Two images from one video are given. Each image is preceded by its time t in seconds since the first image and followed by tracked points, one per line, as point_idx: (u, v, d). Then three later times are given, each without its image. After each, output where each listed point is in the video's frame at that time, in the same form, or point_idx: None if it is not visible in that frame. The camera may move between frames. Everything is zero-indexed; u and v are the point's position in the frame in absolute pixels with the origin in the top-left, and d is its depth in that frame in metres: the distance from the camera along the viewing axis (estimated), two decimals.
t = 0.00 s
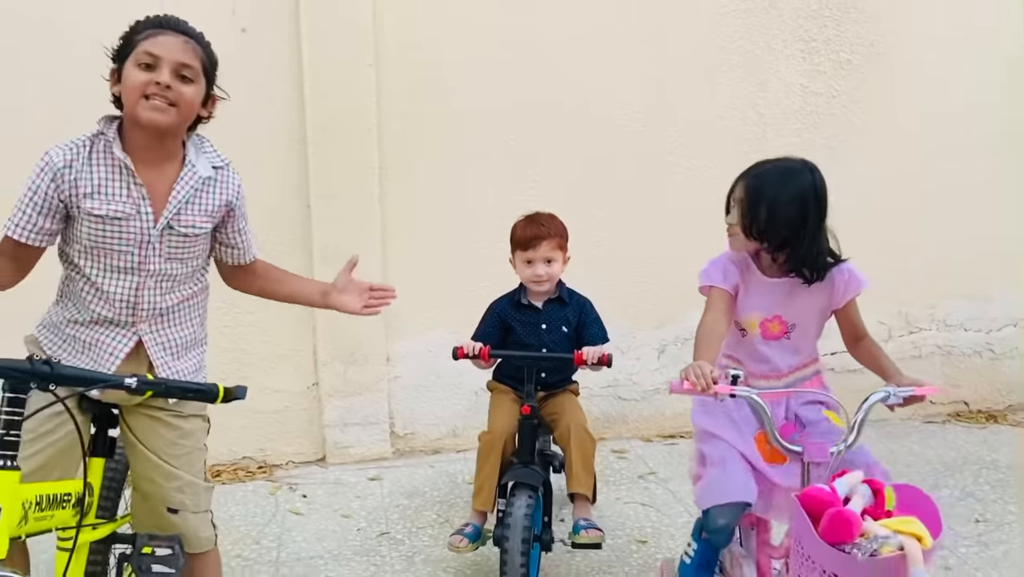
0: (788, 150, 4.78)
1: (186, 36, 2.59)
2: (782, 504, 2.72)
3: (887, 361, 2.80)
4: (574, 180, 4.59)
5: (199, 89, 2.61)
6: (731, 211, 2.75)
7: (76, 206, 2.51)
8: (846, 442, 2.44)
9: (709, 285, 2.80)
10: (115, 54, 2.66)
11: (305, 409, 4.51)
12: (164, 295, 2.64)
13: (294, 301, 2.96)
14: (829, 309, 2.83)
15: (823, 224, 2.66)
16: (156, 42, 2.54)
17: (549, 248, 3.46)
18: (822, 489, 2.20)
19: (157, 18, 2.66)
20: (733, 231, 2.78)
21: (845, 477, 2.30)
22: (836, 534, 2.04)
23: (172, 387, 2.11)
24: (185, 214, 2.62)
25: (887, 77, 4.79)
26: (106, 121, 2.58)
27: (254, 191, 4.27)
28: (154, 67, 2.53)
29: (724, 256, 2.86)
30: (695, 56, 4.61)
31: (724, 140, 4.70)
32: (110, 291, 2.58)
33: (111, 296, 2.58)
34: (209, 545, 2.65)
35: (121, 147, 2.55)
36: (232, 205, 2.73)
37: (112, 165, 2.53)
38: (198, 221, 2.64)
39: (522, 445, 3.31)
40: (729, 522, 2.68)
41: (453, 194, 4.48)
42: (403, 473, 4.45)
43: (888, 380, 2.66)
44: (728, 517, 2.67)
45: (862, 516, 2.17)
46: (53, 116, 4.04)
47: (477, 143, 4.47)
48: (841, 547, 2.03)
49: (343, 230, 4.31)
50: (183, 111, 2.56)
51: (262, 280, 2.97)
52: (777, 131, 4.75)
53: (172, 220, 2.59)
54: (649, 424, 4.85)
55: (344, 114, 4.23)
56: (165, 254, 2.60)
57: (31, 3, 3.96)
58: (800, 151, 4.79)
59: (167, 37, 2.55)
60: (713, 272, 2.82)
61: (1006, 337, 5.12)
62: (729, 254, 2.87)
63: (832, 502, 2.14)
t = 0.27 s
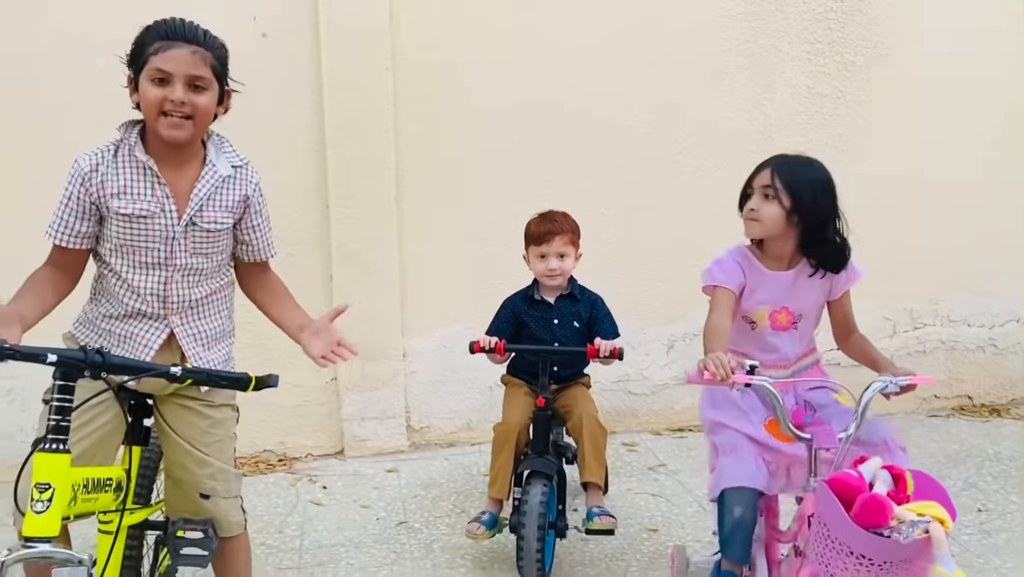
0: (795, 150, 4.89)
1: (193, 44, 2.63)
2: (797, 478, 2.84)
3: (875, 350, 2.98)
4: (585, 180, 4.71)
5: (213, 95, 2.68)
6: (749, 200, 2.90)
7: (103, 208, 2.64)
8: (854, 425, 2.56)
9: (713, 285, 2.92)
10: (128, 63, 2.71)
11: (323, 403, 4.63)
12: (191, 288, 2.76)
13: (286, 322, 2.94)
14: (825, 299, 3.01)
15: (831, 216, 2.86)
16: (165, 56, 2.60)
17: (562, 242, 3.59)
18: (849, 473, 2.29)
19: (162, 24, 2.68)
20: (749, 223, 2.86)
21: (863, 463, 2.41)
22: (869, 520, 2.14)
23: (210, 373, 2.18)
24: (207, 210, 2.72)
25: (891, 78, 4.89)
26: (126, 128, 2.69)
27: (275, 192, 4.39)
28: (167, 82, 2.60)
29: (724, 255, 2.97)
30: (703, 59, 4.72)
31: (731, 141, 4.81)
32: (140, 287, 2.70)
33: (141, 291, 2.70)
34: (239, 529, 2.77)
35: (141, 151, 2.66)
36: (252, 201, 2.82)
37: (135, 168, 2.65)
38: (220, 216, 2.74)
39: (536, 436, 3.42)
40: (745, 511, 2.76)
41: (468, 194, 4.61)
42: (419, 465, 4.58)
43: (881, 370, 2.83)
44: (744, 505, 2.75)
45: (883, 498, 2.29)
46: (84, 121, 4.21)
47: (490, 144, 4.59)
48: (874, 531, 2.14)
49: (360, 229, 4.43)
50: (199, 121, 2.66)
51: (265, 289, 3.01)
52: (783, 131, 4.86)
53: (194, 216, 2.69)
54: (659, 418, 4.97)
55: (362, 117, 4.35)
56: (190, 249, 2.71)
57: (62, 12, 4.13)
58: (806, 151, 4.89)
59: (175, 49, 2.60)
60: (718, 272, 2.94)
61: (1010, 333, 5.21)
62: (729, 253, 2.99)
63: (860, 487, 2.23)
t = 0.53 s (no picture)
0: (801, 150, 5.00)
1: (216, 49, 2.74)
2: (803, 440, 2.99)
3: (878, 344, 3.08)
4: (595, 180, 4.83)
5: (235, 97, 2.78)
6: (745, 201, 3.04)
7: (134, 209, 2.76)
8: (859, 413, 2.68)
9: (723, 281, 3.06)
10: (155, 71, 2.83)
11: (340, 398, 4.75)
12: (218, 285, 2.86)
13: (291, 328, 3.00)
14: (835, 293, 3.11)
15: (824, 209, 2.96)
16: (189, 60, 2.70)
17: (574, 239, 3.70)
18: (859, 459, 2.40)
19: (185, 32, 2.80)
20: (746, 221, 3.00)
21: (871, 450, 2.51)
22: (881, 503, 2.28)
23: (248, 365, 2.28)
24: (230, 210, 2.81)
25: (895, 80, 5.00)
26: (155, 133, 2.83)
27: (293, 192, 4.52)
28: (191, 86, 2.70)
29: (734, 254, 3.12)
30: (710, 61, 4.83)
31: (738, 142, 4.93)
32: (171, 283, 2.82)
33: (171, 287, 2.82)
34: (268, 515, 2.88)
35: (168, 154, 2.78)
36: (274, 201, 2.90)
37: (163, 170, 2.77)
38: (243, 216, 2.83)
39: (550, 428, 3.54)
40: (754, 447, 2.93)
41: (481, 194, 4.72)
42: (434, 458, 4.70)
43: (883, 362, 2.93)
44: (754, 438, 2.93)
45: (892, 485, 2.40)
46: (110, 122, 4.36)
47: (503, 146, 4.71)
48: (886, 514, 2.27)
49: (377, 228, 4.56)
50: (222, 123, 2.75)
51: (282, 289, 3.05)
52: (789, 132, 4.97)
53: (218, 216, 2.79)
54: (667, 412, 5.08)
55: (378, 119, 4.47)
56: (216, 247, 2.82)
57: (91, 17, 4.27)
58: (811, 151, 5.00)
59: (198, 54, 2.71)
60: (728, 269, 3.08)
61: (1011, 330, 5.32)
62: (738, 252, 3.13)
63: (872, 473, 2.35)
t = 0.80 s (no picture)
0: (804, 149, 5.08)
1: (242, 51, 2.85)
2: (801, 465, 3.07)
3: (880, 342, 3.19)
4: (602, 178, 4.92)
5: (260, 97, 2.88)
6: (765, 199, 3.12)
7: (160, 208, 2.86)
8: (859, 406, 2.76)
9: (736, 274, 3.15)
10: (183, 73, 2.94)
11: (352, 391, 4.85)
12: (239, 282, 2.96)
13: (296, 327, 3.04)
14: (841, 289, 3.23)
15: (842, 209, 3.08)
16: (217, 61, 2.81)
17: (581, 236, 3.78)
18: (857, 447, 2.51)
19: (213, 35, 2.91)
20: (767, 221, 3.09)
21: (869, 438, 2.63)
22: (876, 485, 2.39)
23: (272, 356, 2.36)
24: (251, 211, 2.91)
25: (896, 80, 5.09)
26: (184, 133, 2.94)
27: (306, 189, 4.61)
28: (218, 85, 2.81)
29: (747, 248, 3.21)
30: (715, 62, 4.92)
31: (742, 141, 5.02)
32: (194, 279, 2.92)
33: (195, 283, 2.92)
34: (287, 503, 2.98)
35: (195, 154, 2.89)
36: (293, 202, 2.99)
37: (188, 170, 2.87)
38: (263, 217, 2.93)
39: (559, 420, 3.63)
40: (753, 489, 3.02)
41: (490, 192, 4.82)
42: (444, 451, 4.80)
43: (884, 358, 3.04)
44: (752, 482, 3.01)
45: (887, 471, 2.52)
46: (128, 121, 4.46)
47: (512, 145, 4.80)
48: (882, 496, 2.38)
49: (388, 225, 4.65)
50: (248, 122, 2.85)
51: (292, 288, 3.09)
52: (792, 132, 5.06)
53: (240, 216, 2.89)
54: (672, 406, 5.18)
55: (390, 118, 4.56)
56: (237, 247, 2.92)
57: (110, 18, 4.37)
58: (814, 150, 5.09)
59: (225, 55, 2.81)
60: (740, 263, 3.17)
61: (1010, 326, 5.41)
62: (750, 247, 3.22)
63: (868, 458, 2.47)
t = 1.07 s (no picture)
0: (805, 148, 5.15)
1: (275, 52, 2.93)
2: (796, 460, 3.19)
3: (876, 338, 3.26)
4: (605, 175, 4.99)
5: (288, 98, 2.96)
6: (779, 195, 3.17)
7: (182, 201, 2.94)
8: (860, 397, 2.83)
9: (736, 271, 3.21)
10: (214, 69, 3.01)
11: (359, 386, 4.93)
12: (256, 276, 3.03)
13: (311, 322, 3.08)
14: (835, 285, 3.32)
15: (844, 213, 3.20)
16: (250, 59, 2.89)
17: (584, 234, 3.85)
18: (855, 442, 2.60)
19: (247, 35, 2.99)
20: (783, 217, 3.14)
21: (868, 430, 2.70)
22: (873, 477, 2.48)
23: (289, 349, 2.43)
24: (270, 207, 2.98)
25: (896, 80, 5.15)
26: (210, 129, 3.01)
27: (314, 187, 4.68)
28: (250, 83, 2.88)
29: (746, 247, 3.28)
30: (718, 62, 4.99)
31: (744, 139, 5.08)
32: (213, 272, 2.99)
33: (213, 276, 2.99)
34: (300, 493, 3.05)
35: (219, 150, 2.97)
36: (311, 200, 3.06)
37: (210, 165, 2.95)
38: (281, 214, 3.00)
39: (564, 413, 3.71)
40: (755, 484, 3.13)
41: (495, 190, 4.89)
42: (450, 444, 4.88)
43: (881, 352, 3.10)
44: (752, 477, 3.13)
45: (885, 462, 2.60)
46: (139, 119, 4.53)
47: (517, 143, 4.87)
48: (879, 487, 2.46)
49: (395, 222, 4.73)
50: (275, 120, 2.93)
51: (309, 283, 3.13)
52: (793, 131, 5.12)
53: (258, 212, 2.96)
54: (674, 401, 5.26)
55: (397, 117, 4.63)
56: (255, 242, 2.99)
57: (122, 18, 4.44)
58: (815, 148, 5.15)
59: (259, 54, 2.89)
60: (740, 261, 3.23)
61: (1009, 323, 5.47)
62: (749, 245, 3.29)
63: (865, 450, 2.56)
